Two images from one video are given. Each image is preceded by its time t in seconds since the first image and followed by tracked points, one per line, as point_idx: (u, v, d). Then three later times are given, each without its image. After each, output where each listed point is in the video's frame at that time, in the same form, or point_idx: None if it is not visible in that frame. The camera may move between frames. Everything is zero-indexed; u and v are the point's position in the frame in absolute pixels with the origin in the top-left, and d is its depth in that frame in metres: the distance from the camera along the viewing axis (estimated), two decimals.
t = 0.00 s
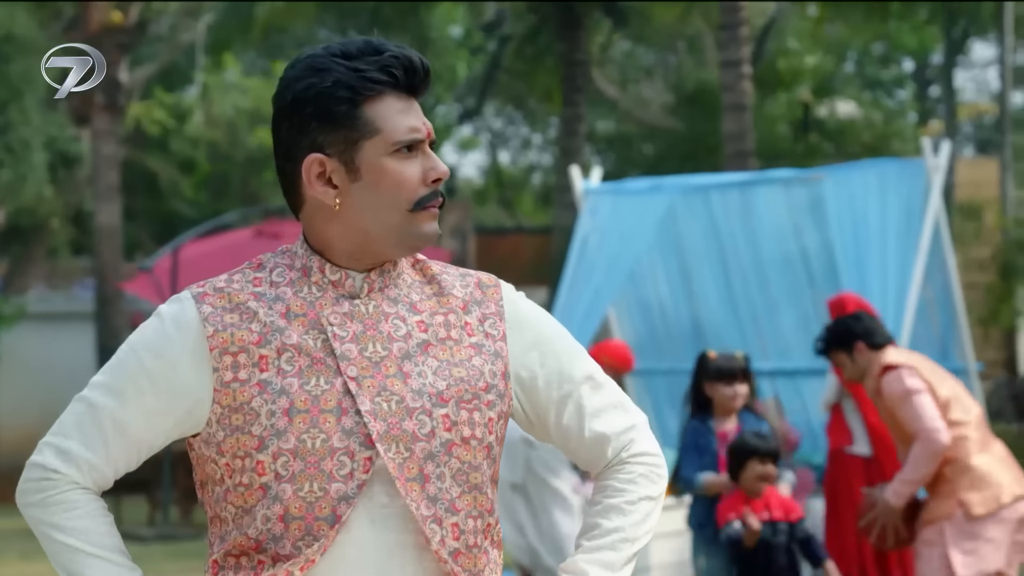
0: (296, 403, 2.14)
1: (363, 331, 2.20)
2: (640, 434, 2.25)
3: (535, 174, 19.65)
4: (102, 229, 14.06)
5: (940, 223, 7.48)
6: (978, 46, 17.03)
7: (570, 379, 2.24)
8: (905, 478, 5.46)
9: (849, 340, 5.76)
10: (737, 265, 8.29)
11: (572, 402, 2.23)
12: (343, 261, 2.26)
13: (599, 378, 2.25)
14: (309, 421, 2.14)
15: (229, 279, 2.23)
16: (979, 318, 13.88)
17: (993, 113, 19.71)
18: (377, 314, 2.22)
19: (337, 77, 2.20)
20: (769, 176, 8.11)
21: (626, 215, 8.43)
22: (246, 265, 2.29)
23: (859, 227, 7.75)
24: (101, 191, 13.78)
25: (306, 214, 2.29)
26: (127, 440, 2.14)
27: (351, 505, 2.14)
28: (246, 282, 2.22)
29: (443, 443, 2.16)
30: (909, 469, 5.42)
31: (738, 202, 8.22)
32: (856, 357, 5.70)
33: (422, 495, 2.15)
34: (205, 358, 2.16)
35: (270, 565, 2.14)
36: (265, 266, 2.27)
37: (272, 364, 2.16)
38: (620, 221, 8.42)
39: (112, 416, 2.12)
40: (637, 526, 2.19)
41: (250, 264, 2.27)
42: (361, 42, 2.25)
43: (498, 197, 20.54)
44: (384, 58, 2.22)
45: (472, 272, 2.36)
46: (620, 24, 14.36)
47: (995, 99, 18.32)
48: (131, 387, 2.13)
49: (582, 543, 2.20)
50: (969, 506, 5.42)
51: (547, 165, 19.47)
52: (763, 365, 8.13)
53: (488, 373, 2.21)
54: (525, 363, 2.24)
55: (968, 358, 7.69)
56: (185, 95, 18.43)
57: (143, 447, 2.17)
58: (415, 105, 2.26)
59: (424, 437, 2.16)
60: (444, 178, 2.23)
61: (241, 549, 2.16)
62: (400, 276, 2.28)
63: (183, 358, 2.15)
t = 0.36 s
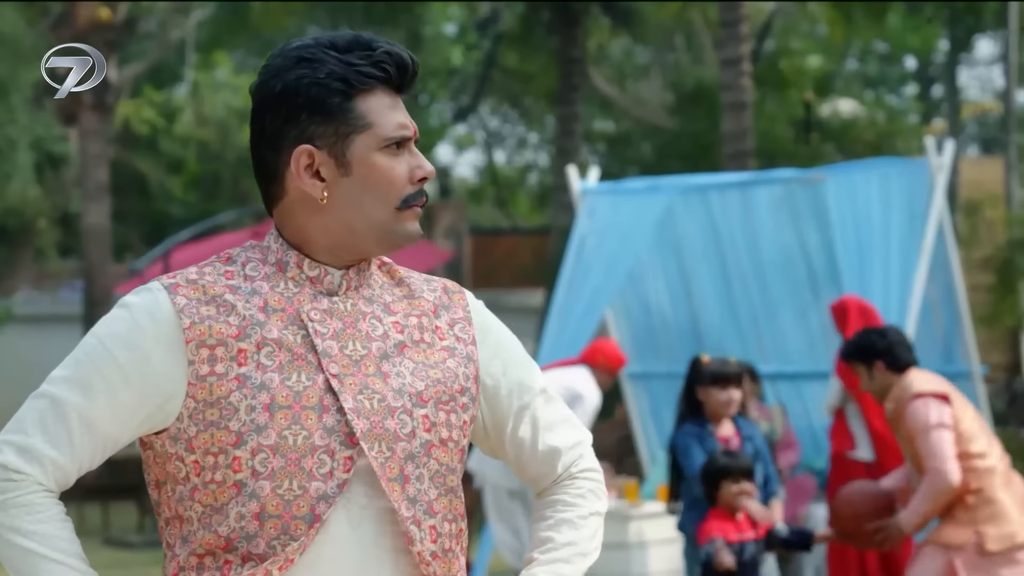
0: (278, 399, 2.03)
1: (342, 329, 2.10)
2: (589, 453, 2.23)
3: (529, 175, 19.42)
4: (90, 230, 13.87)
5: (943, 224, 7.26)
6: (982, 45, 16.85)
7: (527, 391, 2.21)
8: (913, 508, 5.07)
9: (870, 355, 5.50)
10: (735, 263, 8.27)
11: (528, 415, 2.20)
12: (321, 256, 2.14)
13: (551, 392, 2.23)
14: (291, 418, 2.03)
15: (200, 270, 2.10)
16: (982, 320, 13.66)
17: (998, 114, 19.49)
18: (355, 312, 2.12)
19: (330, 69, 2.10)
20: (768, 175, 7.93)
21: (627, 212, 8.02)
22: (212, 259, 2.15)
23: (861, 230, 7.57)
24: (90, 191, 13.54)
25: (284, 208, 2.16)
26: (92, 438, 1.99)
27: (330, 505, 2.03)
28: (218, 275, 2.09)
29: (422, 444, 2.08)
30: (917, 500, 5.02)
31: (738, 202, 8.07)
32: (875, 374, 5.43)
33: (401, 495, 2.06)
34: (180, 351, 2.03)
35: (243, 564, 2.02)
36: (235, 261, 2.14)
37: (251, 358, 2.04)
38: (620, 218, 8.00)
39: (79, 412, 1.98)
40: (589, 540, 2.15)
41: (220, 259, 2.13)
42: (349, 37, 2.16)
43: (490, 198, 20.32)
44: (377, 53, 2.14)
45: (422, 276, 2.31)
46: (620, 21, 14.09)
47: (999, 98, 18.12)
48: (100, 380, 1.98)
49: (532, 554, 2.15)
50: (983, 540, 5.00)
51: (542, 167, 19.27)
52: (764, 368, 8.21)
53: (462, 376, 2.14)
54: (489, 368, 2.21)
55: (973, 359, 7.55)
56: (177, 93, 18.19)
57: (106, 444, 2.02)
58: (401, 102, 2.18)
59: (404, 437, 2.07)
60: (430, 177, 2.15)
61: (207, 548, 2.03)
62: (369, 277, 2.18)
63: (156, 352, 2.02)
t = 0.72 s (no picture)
0: (225, 403, 1.97)
1: (293, 332, 2.03)
2: (553, 451, 2.16)
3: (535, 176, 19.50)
4: (92, 231, 13.84)
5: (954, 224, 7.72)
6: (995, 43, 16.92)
7: (488, 391, 2.13)
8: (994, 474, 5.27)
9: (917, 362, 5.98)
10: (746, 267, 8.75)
11: (488, 416, 2.13)
12: (273, 256, 2.09)
13: (516, 392, 2.15)
14: (237, 423, 1.97)
15: (150, 269, 2.04)
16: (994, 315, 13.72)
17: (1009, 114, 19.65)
18: (307, 313, 2.06)
19: (276, 66, 2.05)
20: (778, 177, 8.54)
21: (633, 213, 8.97)
22: (164, 255, 2.09)
23: (872, 227, 8.04)
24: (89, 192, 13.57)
25: (233, 209, 2.11)
26: (38, 437, 1.95)
27: (277, 511, 1.97)
28: (168, 274, 2.04)
29: (371, 451, 2.01)
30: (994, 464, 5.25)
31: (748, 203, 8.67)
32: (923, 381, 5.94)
33: (348, 503, 1.99)
34: (127, 352, 1.98)
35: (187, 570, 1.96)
36: (187, 258, 2.08)
37: (198, 361, 1.98)
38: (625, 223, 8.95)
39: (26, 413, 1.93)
40: (549, 544, 2.09)
41: (171, 257, 2.07)
42: (302, 30, 2.11)
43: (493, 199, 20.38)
44: (326, 49, 2.08)
45: (377, 270, 2.23)
46: (625, 17, 14.09)
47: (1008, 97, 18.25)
48: (48, 381, 1.94)
49: (492, 562, 2.08)
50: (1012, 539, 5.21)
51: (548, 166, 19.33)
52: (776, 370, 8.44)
53: (416, 379, 2.07)
54: (448, 365, 2.13)
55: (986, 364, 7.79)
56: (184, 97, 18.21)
57: (51, 444, 1.97)
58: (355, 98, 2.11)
59: (353, 444, 2.00)
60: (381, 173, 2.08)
61: (153, 552, 1.97)
62: (324, 275, 2.11)
63: (102, 353, 1.97)
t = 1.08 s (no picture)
0: (178, 414, 2.01)
1: (250, 339, 2.06)
2: (553, 453, 2.10)
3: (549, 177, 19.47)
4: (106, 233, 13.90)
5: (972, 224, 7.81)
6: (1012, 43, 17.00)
7: (474, 391, 2.08)
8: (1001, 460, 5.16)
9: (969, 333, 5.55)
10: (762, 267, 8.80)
11: (475, 416, 2.08)
12: (231, 263, 2.11)
13: (506, 391, 2.09)
14: (191, 433, 2.00)
15: (115, 278, 2.11)
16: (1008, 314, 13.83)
17: None
18: (268, 319, 2.08)
19: (213, 70, 2.06)
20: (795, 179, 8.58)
21: (650, 215, 8.83)
22: (135, 263, 2.16)
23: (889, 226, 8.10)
24: (99, 193, 13.60)
25: (193, 218, 2.15)
26: (10, 449, 2.03)
27: (233, 522, 2.00)
28: (132, 283, 2.10)
29: (330, 458, 2.01)
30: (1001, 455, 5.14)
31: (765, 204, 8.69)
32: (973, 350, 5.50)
33: (306, 513, 2.00)
34: (87, 364, 2.04)
35: None
36: (155, 266, 2.14)
37: (154, 372, 2.03)
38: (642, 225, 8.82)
39: None
40: (541, 549, 2.04)
41: (138, 264, 2.14)
42: (245, 29, 2.11)
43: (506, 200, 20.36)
44: (262, 48, 2.08)
45: (372, 271, 2.21)
46: (638, 17, 14.16)
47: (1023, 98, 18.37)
48: (11, 392, 2.02)
49: (484, 566, 2.05)
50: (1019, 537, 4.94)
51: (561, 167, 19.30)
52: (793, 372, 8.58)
53: (383, 384, 2.06)
54: (427, 365, 2.09)
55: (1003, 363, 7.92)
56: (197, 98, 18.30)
57: (23, 453, 2.05)
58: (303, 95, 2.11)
59: (310, 452, 2.01)
60: (327, 173, 2.07)
61: (121, 562, 2.02)
62: (295, 279, 2.13)
63: (63, 362, 2.03)
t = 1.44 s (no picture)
0: (164, 420, 2.02)
1: (238, 345, 2.06)
2: (565, 464, 2.07)
3: (568, 179, 19.34)
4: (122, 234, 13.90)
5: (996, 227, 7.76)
6: None
7: (478, 400, 2.06)
8: None
9: None
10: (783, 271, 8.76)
11: (478, 426, 2.06)
12: (223, 268, 2.12)
13: (515, 399, 2.07)
14: (175, 439, 2.01)
15: (115, 285, 2.13)
16: None
17: None
18: (258, 325, 2.08)
19: (185, 75, 2.09)
20: (817, 181, 8.55)
21: (670, 217, 8.80)
22: (138, 270, 2.18)
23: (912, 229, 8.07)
24: (116, 195, 13.51)
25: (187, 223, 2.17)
26: (14, 453, 2.06)
27: (216, 528, 2.00)
28: (130, 290, 2.13)
29: (314, 465, 2.00)
30: None
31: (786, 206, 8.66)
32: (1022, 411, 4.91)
33: (290, 520, 1.99)
34: (81, 369, 2.07)
35: None
36: (155, 273, 2.16)
37: (143, 379, 2.05)
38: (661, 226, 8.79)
39: None
40: (549, 564, 2.02)
41: (138, 270, 2.17)
42: (220, 34, 2.11)
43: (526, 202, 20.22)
44: (232, 52, 2.08)
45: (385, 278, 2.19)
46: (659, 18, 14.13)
47: None
48: (12, 396, 2.05)
49: None
50: None
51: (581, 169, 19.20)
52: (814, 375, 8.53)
53: (375, 391, 2.05)
54: (428, 373, 2.07)
55: None
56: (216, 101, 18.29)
57: (30, 460, 2.08)
58: (287, 98, 2.10)
59: (294, 459, 2.00)
60: (303, 174, 2.06)
61: (116, 569, 2.04)
62: (294, 285, 2.13)
63: (61, 368, 2.06)
